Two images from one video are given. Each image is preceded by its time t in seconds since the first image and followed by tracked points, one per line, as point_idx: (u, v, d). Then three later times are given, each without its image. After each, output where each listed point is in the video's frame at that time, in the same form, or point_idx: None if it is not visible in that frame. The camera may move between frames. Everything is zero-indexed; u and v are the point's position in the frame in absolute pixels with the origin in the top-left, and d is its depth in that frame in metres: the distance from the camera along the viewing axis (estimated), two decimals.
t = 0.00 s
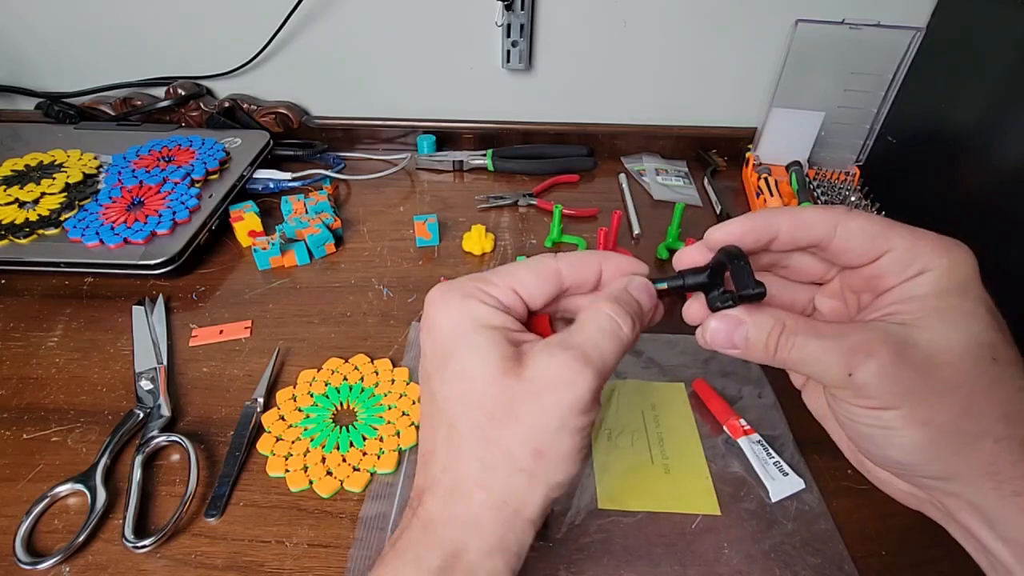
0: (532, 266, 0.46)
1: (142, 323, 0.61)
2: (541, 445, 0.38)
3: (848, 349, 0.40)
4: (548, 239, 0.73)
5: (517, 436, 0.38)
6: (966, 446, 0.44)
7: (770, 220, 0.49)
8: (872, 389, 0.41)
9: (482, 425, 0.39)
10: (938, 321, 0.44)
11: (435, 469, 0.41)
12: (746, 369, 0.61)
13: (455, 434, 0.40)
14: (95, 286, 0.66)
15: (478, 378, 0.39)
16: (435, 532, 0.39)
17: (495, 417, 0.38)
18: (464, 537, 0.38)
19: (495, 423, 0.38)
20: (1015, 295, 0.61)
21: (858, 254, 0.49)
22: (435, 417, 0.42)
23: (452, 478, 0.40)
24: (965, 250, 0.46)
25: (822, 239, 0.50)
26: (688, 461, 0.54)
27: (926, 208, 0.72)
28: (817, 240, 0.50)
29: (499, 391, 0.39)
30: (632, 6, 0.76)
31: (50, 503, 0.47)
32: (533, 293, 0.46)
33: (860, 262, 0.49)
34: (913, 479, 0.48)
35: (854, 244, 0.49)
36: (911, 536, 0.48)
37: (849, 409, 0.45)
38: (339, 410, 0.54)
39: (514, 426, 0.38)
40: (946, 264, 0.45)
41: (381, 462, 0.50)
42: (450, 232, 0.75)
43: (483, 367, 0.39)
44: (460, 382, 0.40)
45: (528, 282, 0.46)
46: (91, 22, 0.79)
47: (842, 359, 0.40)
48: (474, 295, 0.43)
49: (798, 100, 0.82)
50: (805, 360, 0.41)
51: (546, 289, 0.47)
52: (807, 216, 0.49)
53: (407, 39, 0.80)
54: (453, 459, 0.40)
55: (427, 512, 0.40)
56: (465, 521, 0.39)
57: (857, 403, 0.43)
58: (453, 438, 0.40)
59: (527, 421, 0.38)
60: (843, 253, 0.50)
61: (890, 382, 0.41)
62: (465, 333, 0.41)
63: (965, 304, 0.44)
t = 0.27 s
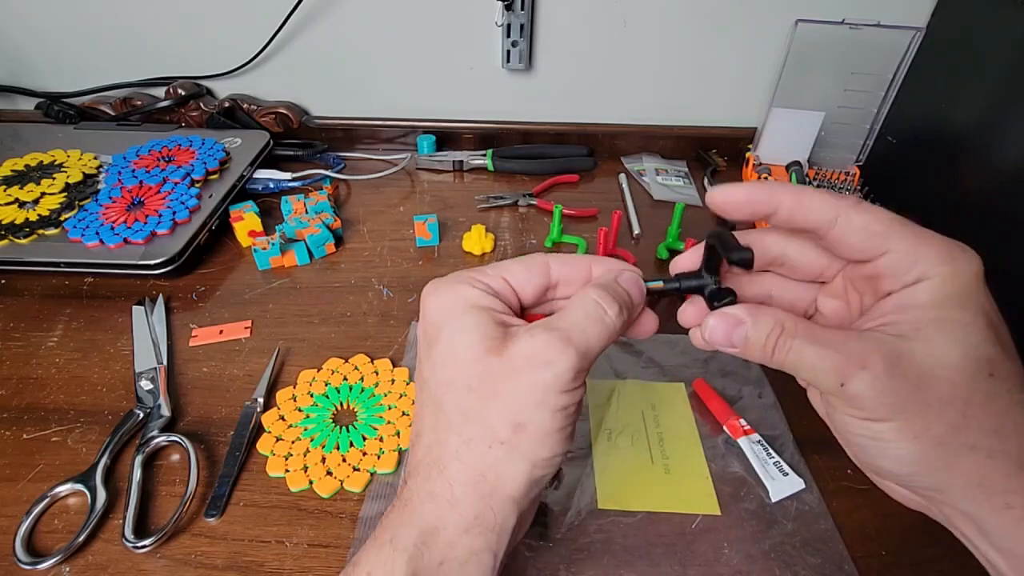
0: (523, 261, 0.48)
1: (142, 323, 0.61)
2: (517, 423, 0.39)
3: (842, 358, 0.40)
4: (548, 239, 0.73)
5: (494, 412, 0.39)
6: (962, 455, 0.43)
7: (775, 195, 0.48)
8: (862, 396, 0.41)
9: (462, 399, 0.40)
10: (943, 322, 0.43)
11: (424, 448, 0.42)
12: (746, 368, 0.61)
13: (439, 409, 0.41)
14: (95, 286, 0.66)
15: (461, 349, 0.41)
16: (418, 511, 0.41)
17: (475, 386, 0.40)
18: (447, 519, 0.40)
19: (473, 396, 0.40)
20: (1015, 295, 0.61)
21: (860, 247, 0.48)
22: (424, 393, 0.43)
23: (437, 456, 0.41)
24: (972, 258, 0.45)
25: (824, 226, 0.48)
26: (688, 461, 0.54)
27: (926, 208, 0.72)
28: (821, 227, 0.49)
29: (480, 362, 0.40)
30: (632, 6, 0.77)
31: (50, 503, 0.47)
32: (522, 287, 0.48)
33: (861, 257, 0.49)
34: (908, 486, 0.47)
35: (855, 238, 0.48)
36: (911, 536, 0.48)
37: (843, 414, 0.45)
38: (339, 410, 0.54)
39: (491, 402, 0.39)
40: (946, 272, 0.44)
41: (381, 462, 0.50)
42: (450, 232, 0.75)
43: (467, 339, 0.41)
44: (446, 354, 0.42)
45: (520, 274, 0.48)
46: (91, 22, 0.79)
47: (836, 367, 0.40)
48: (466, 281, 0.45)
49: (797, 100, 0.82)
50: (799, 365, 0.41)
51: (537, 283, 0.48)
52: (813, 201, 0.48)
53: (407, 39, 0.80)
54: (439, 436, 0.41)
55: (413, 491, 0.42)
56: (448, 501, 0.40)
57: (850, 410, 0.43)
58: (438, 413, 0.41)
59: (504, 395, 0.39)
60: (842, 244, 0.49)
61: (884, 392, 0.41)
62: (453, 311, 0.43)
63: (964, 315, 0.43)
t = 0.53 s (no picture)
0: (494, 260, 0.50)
1: (142, 323, 0.61)
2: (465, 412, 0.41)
3: (856, 337, 0.41)
4: (548, 239, 0.73)
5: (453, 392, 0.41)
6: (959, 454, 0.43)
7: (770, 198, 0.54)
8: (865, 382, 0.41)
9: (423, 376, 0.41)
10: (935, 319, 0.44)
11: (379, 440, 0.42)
12: (746, 368, 0.61)
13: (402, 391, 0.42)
14: (95, 286, 0.66)
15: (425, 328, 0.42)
16: (364, 510, 0.39)
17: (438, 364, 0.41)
18: (388, 522, 0.38)
19: (433, 376, 0.41)
20: (1015, 295, 0.61)
21: (852, 249, 0.52)
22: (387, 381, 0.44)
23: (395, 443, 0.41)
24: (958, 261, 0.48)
25: (818, 225, 0.53)
26: (688, 461, 0.54)
27: (927, 208, 0.72)
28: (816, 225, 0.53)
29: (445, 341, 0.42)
30: (632, 6, 0.77)
31: (50, 503, 0.47)
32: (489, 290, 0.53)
33: (854, 253, 0.52)
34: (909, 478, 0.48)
35: (848, 235, 0.51)
36: (911, 536, 0.48)
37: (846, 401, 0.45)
38: (339, 410, 0.54)
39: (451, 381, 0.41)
40: (935, 265, 0.47)
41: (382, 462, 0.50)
42: (450, 232, 0.75)
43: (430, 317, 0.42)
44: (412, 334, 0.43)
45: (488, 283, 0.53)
46: (91, 22, 0.79)
47: (849, 345, 0.40)
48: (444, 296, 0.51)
49: (797, 100, 0.82)
50: (812, 343, 0.41)
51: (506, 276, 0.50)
52: (803, 204, 0.53)
53: (407, 39, 0.80)
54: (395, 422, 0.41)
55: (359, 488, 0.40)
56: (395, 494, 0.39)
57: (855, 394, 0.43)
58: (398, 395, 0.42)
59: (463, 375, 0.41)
60: (836, 242, 0.52)
61: (890, 375, 0.41)
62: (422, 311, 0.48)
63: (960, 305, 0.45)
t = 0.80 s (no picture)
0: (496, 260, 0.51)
1: (142, 323, 0.61)
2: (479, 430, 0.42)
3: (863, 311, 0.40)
4: (548, 239, 0.73)
5: (478, 414, 0.41)
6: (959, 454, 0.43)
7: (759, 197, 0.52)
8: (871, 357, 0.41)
9: (456, 388, 0.40)
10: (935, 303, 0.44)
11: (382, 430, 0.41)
12: (746, 369, 0.61)
13: (427, 394, 0.41)
14: (95, 286, 0.66)
15: (475, 344, 0.41)
16: (358, 506, 0.39)
17: (463, 367, 0.40)
18: (380, 513, 0.39)
19: (467, 393, 0.40)
20: (1014, 295, 0.61)
21: (842, 247, 0.51)
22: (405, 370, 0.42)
23: (404, 441, 0.41)
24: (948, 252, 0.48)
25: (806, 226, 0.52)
26: (688, 461, 0.54)
27: (927, 208, 0.72)
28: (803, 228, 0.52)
29: (491, 366, 0.40)
30: (632, 6, 0.77)
31: (50, 503, 0.47)
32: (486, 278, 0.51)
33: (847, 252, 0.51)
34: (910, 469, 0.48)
35: (838, 234, 0.51)
36: (911, 536, 0.48)
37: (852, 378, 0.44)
38: (339, 410, 0.54)
39: (481, 402, 0.41)
40: (931, 255, 0.46)
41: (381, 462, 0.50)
42: (450, 232, 0.75)
43: (485, 335, 0.41)
44: (456, 341, 0.41)
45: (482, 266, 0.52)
46: (91, 22, 0.79)
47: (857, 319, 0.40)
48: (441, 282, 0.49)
49: (797, 100, 0.82)
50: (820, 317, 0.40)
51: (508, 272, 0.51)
52: (792, 205, 0.51)
53: (407, 39, 0.80)
54: (410, 420, 0.41)
55: (357, 482, 0.40)
56: (393, 494, 0.40)
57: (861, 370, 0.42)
58: (420, 395, 0.41)
59: (495, 400, 0.41)
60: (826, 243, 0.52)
61: (896, 351, 0.40)
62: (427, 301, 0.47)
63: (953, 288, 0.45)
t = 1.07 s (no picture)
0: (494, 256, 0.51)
1: (142, 323, 0.61)
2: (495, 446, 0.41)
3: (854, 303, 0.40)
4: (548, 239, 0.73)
5: (495, 432, 0.40)
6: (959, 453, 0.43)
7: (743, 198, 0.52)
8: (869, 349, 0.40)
9: (474, 408, 0.39)
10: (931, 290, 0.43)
11: (396, 444, 0.41)
12: (746, 368, 0.61)
13: (445, 412, 0.40)
14: (95, 286, 0.66)
15: (492, 362, 0.39)
16: (377, 522, 0.40)
17: (479, 385, 0.39)
18: (398, 529, 0.40)
19: (484, 413, 0.39)
20: (1014, 295, 0.61)
21: (829, 243, 0.52)
22: (418, 381, 0.41)
23: (419, 457, 0.40)
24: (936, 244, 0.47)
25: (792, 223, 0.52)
26: (688, 461, 0.54)
27: (927, 207, 0.72)
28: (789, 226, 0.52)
29: (509, 386, 0.39)
30: (632, 6, 0.77)
31: (49, 503, 0.47)
32: (486, 276, 0.50)
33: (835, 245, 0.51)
34: (915, 461, 0.48)
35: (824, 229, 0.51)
36: (911, 536, 0.48)
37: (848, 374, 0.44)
38: (339, 410, 0.54)
39: (499, 421, 0.40)
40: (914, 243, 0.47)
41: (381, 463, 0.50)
42: (450, 232, 0.75)
43: (504, 355, 0.39)
44: (473, 358, 0.40)
45: (482, 263, 0.50)
46: (91, 22, 0.79)
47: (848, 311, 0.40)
48: (442, 286, 0.47)
49: (797, 100, 0.82)
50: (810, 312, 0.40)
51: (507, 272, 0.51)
52: (775, 204, 0.52)
53: (407, 39, 0.80)
54: (426, 437, 0.40)
55: (375, 495, 0.40)
56: (411, 510, 0.40)
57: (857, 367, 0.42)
58: (437, 412, 0.40)
59: (512, 419, 0.40)
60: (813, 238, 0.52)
61: (893, 340, 0.40)
62: (430, 311, 0.45)
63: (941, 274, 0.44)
